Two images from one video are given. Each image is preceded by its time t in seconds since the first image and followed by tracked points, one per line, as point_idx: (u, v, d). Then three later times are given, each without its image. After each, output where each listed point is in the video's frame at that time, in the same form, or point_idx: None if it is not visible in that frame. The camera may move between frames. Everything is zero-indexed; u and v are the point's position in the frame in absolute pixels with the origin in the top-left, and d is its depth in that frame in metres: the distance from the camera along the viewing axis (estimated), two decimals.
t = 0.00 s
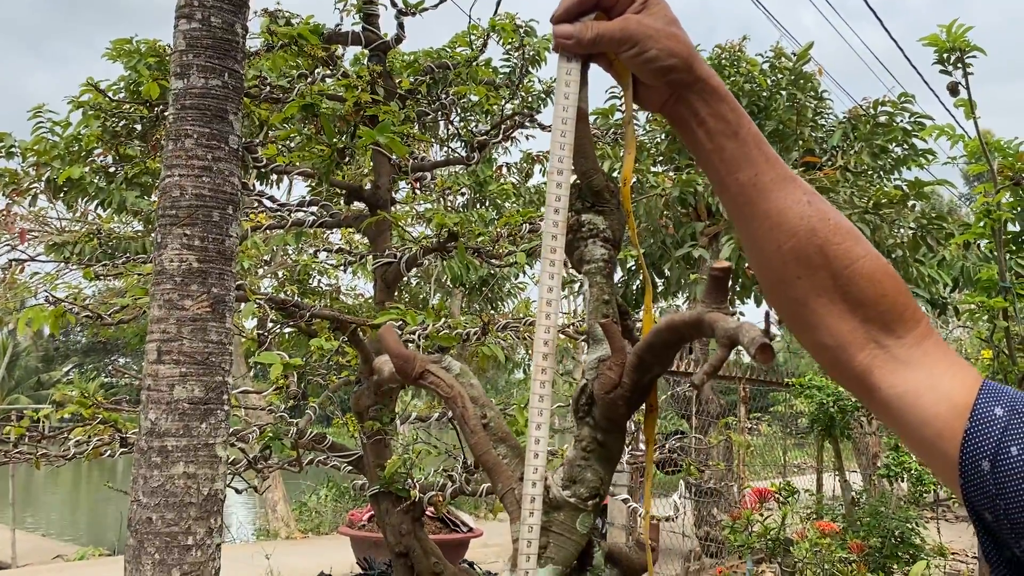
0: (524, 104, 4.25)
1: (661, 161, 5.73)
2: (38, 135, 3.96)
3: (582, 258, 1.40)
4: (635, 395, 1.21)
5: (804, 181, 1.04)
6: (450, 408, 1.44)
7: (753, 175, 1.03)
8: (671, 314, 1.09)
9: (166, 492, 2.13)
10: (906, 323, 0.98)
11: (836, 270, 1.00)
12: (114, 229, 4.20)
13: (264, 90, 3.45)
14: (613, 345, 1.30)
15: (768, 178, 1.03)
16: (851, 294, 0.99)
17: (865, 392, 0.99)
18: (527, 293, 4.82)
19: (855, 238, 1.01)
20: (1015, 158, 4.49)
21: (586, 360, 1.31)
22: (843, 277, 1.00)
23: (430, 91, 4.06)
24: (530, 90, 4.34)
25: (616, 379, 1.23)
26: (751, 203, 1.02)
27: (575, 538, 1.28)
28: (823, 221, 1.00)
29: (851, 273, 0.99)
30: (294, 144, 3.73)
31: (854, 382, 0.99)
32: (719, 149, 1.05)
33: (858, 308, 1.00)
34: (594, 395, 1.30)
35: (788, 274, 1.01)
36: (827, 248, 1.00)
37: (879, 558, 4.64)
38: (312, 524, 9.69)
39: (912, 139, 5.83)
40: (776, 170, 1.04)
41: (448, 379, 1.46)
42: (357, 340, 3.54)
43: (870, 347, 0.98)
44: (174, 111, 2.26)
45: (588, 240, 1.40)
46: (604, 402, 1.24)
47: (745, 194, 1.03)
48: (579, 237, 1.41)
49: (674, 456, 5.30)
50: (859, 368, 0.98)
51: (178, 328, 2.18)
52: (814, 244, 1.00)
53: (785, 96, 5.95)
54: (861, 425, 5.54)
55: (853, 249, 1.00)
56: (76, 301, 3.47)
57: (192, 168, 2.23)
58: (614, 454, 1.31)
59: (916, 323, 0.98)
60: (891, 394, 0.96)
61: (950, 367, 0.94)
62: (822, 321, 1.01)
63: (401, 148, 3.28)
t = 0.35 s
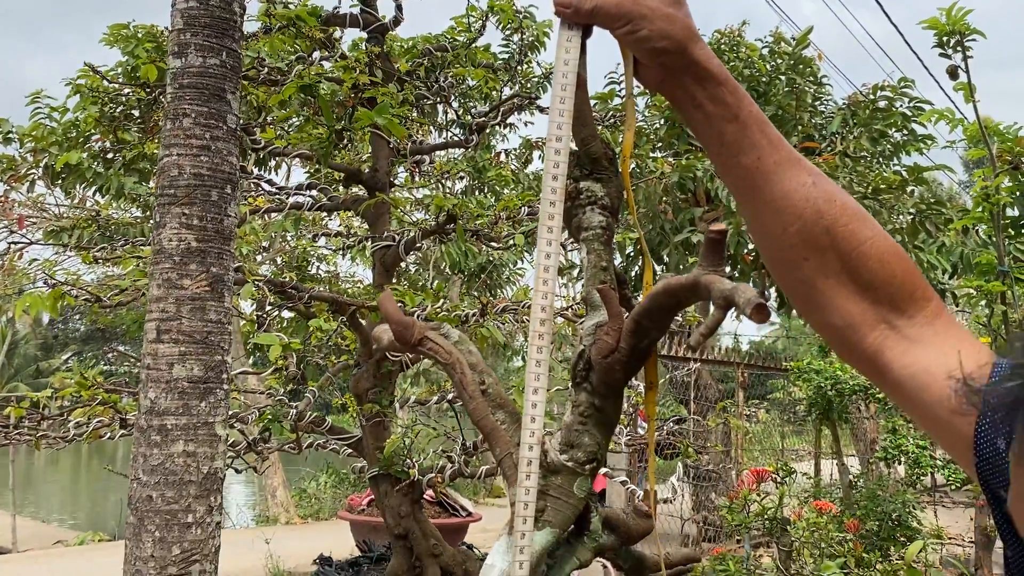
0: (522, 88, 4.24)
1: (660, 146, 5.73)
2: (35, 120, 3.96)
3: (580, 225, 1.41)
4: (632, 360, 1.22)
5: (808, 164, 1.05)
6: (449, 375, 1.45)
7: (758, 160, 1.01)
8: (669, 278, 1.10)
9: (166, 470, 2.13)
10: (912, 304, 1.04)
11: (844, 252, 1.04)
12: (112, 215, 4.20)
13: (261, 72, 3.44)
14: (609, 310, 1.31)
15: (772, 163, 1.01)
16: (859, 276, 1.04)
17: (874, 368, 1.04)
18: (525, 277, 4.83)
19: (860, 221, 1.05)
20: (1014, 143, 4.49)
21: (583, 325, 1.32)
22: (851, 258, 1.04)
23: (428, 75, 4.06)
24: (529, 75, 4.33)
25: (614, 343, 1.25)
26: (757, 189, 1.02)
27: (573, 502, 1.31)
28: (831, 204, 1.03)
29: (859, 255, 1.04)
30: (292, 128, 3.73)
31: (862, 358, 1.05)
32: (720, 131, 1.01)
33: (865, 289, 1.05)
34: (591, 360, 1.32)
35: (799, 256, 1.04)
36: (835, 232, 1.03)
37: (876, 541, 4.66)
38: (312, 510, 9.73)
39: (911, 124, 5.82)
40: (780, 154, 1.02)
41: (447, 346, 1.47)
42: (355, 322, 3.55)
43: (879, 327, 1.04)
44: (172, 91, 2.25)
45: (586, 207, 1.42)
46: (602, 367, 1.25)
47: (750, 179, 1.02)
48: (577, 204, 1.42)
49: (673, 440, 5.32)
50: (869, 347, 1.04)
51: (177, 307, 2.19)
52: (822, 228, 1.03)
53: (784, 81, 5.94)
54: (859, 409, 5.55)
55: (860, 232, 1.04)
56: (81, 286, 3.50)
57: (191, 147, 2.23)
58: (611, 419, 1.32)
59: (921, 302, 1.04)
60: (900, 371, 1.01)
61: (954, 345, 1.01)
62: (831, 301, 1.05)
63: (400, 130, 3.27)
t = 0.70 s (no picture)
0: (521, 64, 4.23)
1: (659, 124, 5.72)
2: (32, 99, 3.96)
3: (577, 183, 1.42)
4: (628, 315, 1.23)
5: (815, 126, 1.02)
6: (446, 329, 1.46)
7: (760, 124, 0.99)
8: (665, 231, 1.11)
9: (167, 439, 2.15)
10: (923, 262, 1.00)
11: (851, 212, 1.00)
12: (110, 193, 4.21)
13: (259, 47, 3.43)
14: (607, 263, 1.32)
15: (776, 126, 0.99)
16: (867, 235, 1.00)
17: (885, 329, 1.00)
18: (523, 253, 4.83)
19: (868, 181, 1.01)
20: (1014, 119, 4.48)
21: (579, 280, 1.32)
22: (859, 217, 1.00)
23: (426, 50, 4.04)
24: (528, 52, 4.32)
25: (611, 298, 1.27)
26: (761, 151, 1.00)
27: (571, 454, 1.30)
28: (837, 164, 1.00)
29: (867, 214, 1.00)
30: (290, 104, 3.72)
31: (873, 320, 1.01)
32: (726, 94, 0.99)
33: (874, 248, 1.01)
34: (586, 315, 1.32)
35: (804, 217, 1.01)
36: (841, 192, 0.99)
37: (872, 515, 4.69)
38: (312, 488, 9.79)
39: (911, 102, 5.81)
40: (784, 116, 1.00)
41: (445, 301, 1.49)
42: (355, 296, 3.56)
43: (890, 286, 1.00)
44: (170, 62, 2.25)
45: (585, 164, 1.43)
46: (598, 321, 1.27)
47: (757, 140, 1.00)
48: (573, 160, 1.43)
49: (671, 417, 5.35)
50: (879, 306, 1.00)
51: (177, 278, 2.20)
52: (827, 187, 0.99)
53: (784, 59, 5.92)
54: (856, 385, 5.57)
55: (867, 191, 1.00)
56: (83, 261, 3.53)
57: (189, 118, 2.23)
58: (608, 374, 1.33)
59: (933, 258, 1.00)
60: (909, 329, 0.97)
61: (965, 300, 0.97)
62: (839, 263, 1.01)
63: (398, 104, 3.26)
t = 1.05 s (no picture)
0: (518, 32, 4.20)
1: (659, 94, 5.69)
2: (27, 68, 3.93)
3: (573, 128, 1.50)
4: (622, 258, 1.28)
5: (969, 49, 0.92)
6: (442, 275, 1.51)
7: (904, 19, 0.93)
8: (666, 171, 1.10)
9: (165, 400, 2.15)
10: None
11: (978, 124, 0.87)
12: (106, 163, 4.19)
13: (254, 13, 3.40)
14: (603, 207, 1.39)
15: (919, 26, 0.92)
16: (988, 153, 0.86)
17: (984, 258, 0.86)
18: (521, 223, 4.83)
19: (1005, 105, 0.89)
20: (1014, 87, 4.46)
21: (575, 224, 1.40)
22: (984, 132, 0.87)
23: (423, 17, 4.02)
24: (526, 19, 4.29)
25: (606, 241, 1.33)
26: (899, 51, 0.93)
27: (564, 395, 1.38)
28: (976, 74, 0.89)
29: (996, 129, 0.86)
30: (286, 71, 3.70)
31: (971, 245, 0.87)
32: None
33: (991, 170, 0.86)
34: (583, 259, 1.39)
35: (927, 124, 0.90)
36: (973, 100, 0.88)
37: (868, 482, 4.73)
38: (312, 460, 9.84)
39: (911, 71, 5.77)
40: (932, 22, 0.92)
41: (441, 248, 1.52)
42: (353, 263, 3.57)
43: (997, 210, 0.85)
44: (163, 21, 2.23)
45: (580, 108, 1.51)
46: (595, 264, 1.33)
47: (893, 38, 0.93)
48: (570, 104, 1.51)
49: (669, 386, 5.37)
50: (981, 229, 0.85)
51: (174, 240, 2.19)
52: (955, 91, 0.89)
53: (784, 28, 5.88)
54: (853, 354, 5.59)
55: (1003, 113, 0.88)
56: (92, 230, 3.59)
57: (184, 78, 2.21)
58: (603, 317, 1.40)
59: None
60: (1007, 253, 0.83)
61: None
62: (952, 177, 0.88)
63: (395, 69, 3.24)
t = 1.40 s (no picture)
0: None
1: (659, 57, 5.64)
2: (21, 31, 3.90)
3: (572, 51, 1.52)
4: (625, 179, 1.32)
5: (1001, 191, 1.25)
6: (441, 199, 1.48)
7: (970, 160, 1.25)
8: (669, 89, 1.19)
9: (165, 349, 2.17)
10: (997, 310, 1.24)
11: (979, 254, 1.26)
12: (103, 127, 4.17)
13: None
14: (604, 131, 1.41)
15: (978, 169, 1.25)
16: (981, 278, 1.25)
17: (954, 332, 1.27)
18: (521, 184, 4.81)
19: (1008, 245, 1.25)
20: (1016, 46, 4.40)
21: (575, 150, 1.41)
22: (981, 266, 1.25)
23: None
24: None
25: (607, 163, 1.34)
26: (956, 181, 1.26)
27: (565, 320, 1.40)
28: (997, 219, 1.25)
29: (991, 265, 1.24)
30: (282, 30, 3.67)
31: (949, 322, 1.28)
32: None
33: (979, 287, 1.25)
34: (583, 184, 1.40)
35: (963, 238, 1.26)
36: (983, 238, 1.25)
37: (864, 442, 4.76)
38: (314, 425, 9.90)
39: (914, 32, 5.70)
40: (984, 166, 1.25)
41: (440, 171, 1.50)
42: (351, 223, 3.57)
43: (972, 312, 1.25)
44: None
45: (579, 32, 1.53)
46: (596, 187, 1.35)
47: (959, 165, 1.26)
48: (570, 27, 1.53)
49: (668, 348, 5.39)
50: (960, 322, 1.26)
51: (172, 190, 2.19)
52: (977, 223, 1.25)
53: None
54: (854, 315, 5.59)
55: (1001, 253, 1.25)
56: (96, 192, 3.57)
57: (180, 28, 2.20)
58: (603, 241, 1.42)
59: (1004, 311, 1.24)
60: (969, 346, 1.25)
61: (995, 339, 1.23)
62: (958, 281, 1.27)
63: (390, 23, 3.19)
